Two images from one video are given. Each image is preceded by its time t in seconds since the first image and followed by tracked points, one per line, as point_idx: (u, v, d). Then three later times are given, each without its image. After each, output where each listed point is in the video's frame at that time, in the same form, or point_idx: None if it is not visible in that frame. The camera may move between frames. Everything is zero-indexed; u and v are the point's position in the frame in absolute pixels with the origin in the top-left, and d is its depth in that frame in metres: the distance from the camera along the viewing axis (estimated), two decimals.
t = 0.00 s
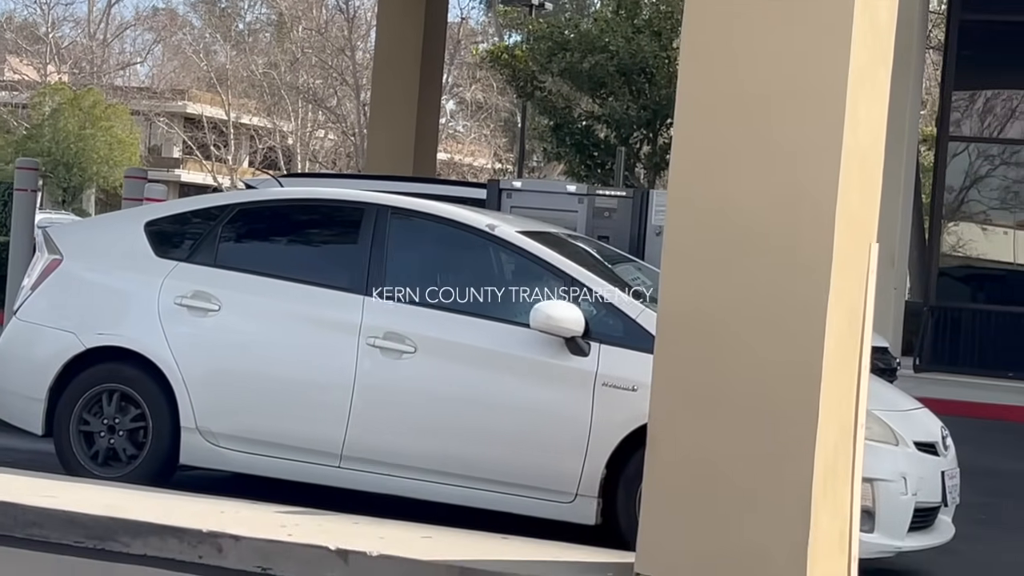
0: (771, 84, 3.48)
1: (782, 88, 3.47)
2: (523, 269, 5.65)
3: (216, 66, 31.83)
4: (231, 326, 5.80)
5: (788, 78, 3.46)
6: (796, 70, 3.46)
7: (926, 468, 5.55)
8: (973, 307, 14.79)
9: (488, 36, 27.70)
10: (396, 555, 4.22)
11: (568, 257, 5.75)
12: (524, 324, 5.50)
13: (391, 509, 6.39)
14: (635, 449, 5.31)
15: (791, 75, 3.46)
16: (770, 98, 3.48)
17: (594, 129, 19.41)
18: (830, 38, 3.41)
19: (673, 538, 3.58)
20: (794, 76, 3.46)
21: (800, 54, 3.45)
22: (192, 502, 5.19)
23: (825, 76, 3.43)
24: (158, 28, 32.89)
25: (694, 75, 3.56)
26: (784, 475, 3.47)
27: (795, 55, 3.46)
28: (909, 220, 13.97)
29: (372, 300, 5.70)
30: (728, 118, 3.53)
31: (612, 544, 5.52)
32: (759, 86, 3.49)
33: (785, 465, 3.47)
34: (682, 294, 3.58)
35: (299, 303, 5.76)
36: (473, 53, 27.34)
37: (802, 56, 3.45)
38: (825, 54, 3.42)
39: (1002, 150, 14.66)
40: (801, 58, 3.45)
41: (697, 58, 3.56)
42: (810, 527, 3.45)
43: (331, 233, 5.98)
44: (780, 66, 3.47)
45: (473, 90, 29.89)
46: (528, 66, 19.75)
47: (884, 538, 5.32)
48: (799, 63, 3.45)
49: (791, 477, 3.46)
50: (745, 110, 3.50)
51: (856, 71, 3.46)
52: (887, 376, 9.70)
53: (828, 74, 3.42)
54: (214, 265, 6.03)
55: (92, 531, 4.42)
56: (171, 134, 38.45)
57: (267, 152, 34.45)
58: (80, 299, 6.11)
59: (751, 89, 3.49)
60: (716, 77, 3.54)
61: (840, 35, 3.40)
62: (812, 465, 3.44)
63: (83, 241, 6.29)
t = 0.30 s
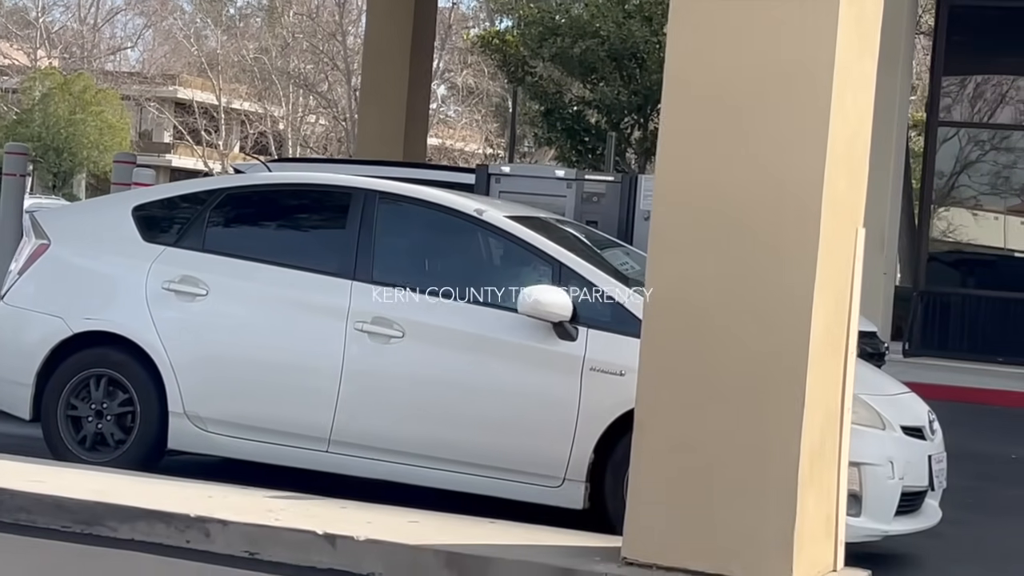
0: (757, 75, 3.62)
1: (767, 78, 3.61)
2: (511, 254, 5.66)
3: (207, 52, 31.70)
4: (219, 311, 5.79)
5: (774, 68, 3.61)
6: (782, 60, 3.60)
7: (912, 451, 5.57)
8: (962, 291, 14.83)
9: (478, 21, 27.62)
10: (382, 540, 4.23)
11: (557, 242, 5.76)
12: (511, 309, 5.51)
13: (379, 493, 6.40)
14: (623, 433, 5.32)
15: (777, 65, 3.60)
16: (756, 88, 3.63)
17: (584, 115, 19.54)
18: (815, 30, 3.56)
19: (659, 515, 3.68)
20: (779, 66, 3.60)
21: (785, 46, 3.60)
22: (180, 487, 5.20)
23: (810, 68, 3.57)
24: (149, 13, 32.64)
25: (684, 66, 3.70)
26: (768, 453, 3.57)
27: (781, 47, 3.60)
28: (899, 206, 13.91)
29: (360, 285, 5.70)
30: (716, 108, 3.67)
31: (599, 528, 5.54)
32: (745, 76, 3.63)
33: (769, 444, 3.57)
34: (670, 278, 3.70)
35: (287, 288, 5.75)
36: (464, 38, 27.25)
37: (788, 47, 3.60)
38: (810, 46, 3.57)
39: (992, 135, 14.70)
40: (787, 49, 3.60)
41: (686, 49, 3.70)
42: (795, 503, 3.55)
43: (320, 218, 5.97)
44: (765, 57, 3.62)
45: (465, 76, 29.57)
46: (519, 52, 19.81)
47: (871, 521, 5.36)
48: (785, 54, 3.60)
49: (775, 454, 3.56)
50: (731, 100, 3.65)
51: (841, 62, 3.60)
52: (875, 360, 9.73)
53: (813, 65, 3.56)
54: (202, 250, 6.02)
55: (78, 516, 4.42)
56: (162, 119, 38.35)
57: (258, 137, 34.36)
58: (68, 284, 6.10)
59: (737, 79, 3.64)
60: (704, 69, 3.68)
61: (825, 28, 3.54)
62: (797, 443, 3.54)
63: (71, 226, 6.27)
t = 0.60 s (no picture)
0: (745, 68, 3.77)
1: (755, 72, 3.75)
2: (498, 242, 5.66)
3: (194, 40, 31.58)
4: (206, 299, 5.79)
5: (762, 62, 3.75)
6: (769, 55, 3.73)
7: (898, 440, 5.59)
8: (949, 281, 14.78)
9: (466, 9, 27.55)
10: (367, 528, 4.28)
11: (544, 230, 5.76)
12: (499, 298, 5.49)
13: (366, 481, 6.40)
14: (610, 421, 5.32)
15: (765, 60, 3.74)
16: (745, 82, 3.76)
17: (572, 104, 19.51)
18: (801, 26, 3.69)
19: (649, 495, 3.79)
20: (767, 60, 3.74)
21: (772, 41, 3.73)
22: (166, 474, 5.23)
23: (796, 60, 3.70)
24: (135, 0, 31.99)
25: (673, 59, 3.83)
26: (755, 435, 3.69)
27: (769, 42, 3.73)
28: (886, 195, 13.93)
29: (347, 273, 5.69)
30: (704, 100, 3.80)
31: (586, 516, 5.54)
32: (734, 70, 3.78)
33: (757, 425, 3.69)
34: (659, 264, 3.83)
35: (274, 277, 5.74)
36: (451, 27, 27.19)
37: (776, 43, 3.72)
38: (797, 40, 3.70)
39: (979, 124, 14.77)
40: (774, 43, 3.72)
41: (675, 44, 3.84)
42: (782, 484, 3.65)
43: (307, 207, 5.96)
44: (753, 52, 3.75)
45: (452, 65, 29.51)
46: (506, 41, 19.84)
47: (858, 510, 5.37)
48: (773, 49, 3.73)
49: (763, 436, 3.68)
50: (720, 92, 3.78)
51: (827, 54, 3.72)
52: (861, 349, 9.76)
53: (800, 59, 3.69)
54: (188, 238, 6.00)
55: (65, 504, 4.63)
56: (149, 107, 38.29)
57: (246, 125, 34.27)
58: (54, 271, 6.07)
59: (726, 73, 3.78)
60: (694, 63, 3.82)
61: (812, 24, 3.67)
62: (784, 425, 3.65)
63: (57, 213, 6.25)
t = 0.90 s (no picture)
0: (733, 61, 3.78)
1: (745, 63, 3.76)
2: (485, 235, 5.65)
3: (183, 31, 31.38)
4: (194, 290, 5.77)
5: (750, 55, 3.76)
6: (758, 48, 3.75)
7: (886, 432, 5.61)
8: (937, 274, 14.87)
9: (455, 1, 27.44)
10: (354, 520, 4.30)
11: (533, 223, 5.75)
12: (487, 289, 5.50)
13: (355, 473, 6.40)
14: (597, 414, 5.32)
15: (753, 53, 3.75)
16: (732, 74, 3.77)
17: (561, 96, 19.49)
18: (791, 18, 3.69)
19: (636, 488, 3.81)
20: (756, 53, 3.75)
21: (760, 34, 3.74)
22: (154, 466, 5.23)
23: (784, 53, 3.71)
24: None
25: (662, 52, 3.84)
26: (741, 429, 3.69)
27: (756, 35, 3.75)
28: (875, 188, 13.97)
29: (334, 265, 5.69)
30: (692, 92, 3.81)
31: (574, 509, 5.56)
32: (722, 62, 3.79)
33: (743, 419, 3.69)
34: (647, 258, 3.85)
35: (262, 269, 5.73)
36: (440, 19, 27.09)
37: (762, 36, 3.74)
38: (785, 34, 3.71)
39: (968, 117, 14.76)
40: (763, 36, 3.74)
41: (664, 37, 3.86)
42: (767, 479, 3.65)
43: (295, 198, 5.94)
44: (742, 45, 3.77)
45: (441, 57, 29.29)
46: (496, 33, 19.83)
47: (844, 502, 5.39)
48: (761, 42, 3.74)
49: (749, 430, 3.68)
50: (708, 84, 3.79)
51: (815, 46, 3.73)
52: (849, 341, 9.78)
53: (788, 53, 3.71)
54: (175, 229, 5.99)
55: (53, 495, 4.66)
56: (137, 98, 38.17)
57: (234, 117, 34.19)
58: (41, 263, 6.05)
59: (715, 65, 3.79)
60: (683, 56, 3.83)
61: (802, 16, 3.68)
62: (770, 420, 3.65)
63: (45, 204, 6.22)
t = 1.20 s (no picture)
0: (722, 98, 3.76)
1: (734, 101, 3.75)
2: (472, 267, 5.69)
3: (174, 61, 31.49)
4: (181, 319, 5.78)
5: (740, 93, 3.74)
6: (748, 85, 3.73)
7: (869, 471, 5.64)
8: (922, 314, 14.96)
9: (446, 36, 27.70)
10: (338, 553, 4.30)
11: (520, 257, 5.79)
12: (473, 324, 5.53)
13: (338, 505, 6.39)
14: (582, 449, 5.35)
15: (743, 91, 3.73)
16: (722, 112, 3.76)
17: (551, 131, 19.46)
18: (780, 58, 3.70)
19: (621, 525, 3.82)
20: (745, 91, 3.73)
21: (749, 73, 3.73)
22: (139, 495, 5.21)
23: (774, 92, 3.70)
24: (115, 21, 32.07)
25: (650, 87, 3.81)
26: (727, 469, 3.71)
27: (746, 73, 3.73)
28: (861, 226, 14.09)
29: (322, 296, 5.71)
30: (680, 129, 3.79)
31: (557, 543, 5.56)
32: (712, 99, 3.77)
33: (729, 458, 3.71)
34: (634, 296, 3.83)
35: (249, 299, 5.74)
36: (431, 53, 27.35)
37: (752, 74, 3.73)
38: (774, 73, 3.70)
39: (955, 159, 14.92)
40: (753, 74, 3.72)
41: (653, 72, 3.82)
42: (751, 518, 3.69)
43: (284, 229, 5.97)
44: (732, 82, 3.74)
45: (431, 90, 29.69)
46: (486, 67, 19.87)
47: (827, 541, 5.40)
48: (751, 80, 3.73)
49: (735, 469, 3.70)
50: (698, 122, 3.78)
51: (804, 86, 3.74)
52: (834, 380, 9.84)
53: (777, 93, 3.70)
54: (164, 259, 6.01)
55: (37, 523, 4.63)
56: (126, 127, 38.24)
57: (223, 147, 34.25)
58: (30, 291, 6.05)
59: (704, 101, 3.78)
60: (673, 92, 3.80)
61: (790, 57, 3.70)
62: (755, 460, 3.68)
63: (34, 232, 6.24)
